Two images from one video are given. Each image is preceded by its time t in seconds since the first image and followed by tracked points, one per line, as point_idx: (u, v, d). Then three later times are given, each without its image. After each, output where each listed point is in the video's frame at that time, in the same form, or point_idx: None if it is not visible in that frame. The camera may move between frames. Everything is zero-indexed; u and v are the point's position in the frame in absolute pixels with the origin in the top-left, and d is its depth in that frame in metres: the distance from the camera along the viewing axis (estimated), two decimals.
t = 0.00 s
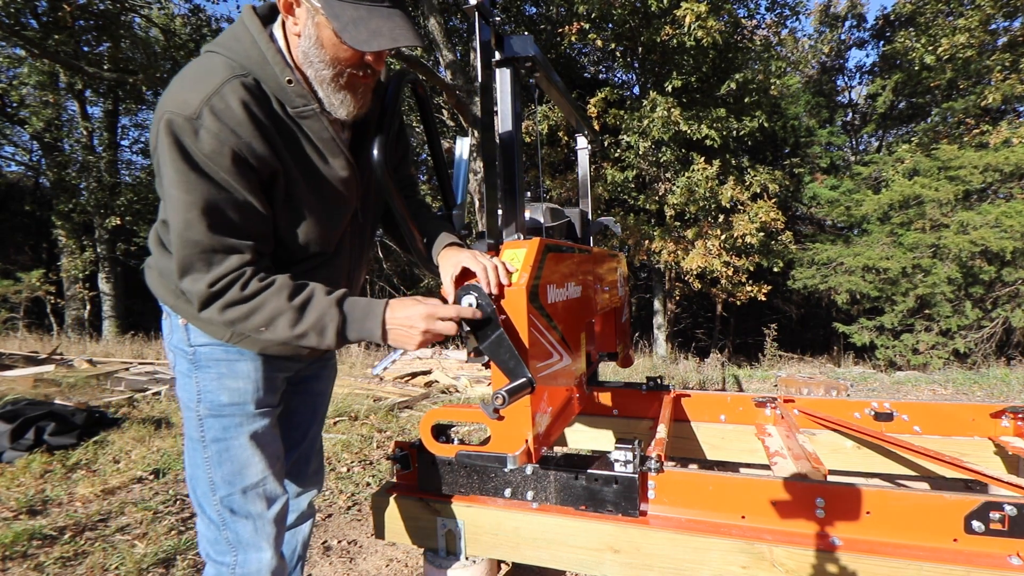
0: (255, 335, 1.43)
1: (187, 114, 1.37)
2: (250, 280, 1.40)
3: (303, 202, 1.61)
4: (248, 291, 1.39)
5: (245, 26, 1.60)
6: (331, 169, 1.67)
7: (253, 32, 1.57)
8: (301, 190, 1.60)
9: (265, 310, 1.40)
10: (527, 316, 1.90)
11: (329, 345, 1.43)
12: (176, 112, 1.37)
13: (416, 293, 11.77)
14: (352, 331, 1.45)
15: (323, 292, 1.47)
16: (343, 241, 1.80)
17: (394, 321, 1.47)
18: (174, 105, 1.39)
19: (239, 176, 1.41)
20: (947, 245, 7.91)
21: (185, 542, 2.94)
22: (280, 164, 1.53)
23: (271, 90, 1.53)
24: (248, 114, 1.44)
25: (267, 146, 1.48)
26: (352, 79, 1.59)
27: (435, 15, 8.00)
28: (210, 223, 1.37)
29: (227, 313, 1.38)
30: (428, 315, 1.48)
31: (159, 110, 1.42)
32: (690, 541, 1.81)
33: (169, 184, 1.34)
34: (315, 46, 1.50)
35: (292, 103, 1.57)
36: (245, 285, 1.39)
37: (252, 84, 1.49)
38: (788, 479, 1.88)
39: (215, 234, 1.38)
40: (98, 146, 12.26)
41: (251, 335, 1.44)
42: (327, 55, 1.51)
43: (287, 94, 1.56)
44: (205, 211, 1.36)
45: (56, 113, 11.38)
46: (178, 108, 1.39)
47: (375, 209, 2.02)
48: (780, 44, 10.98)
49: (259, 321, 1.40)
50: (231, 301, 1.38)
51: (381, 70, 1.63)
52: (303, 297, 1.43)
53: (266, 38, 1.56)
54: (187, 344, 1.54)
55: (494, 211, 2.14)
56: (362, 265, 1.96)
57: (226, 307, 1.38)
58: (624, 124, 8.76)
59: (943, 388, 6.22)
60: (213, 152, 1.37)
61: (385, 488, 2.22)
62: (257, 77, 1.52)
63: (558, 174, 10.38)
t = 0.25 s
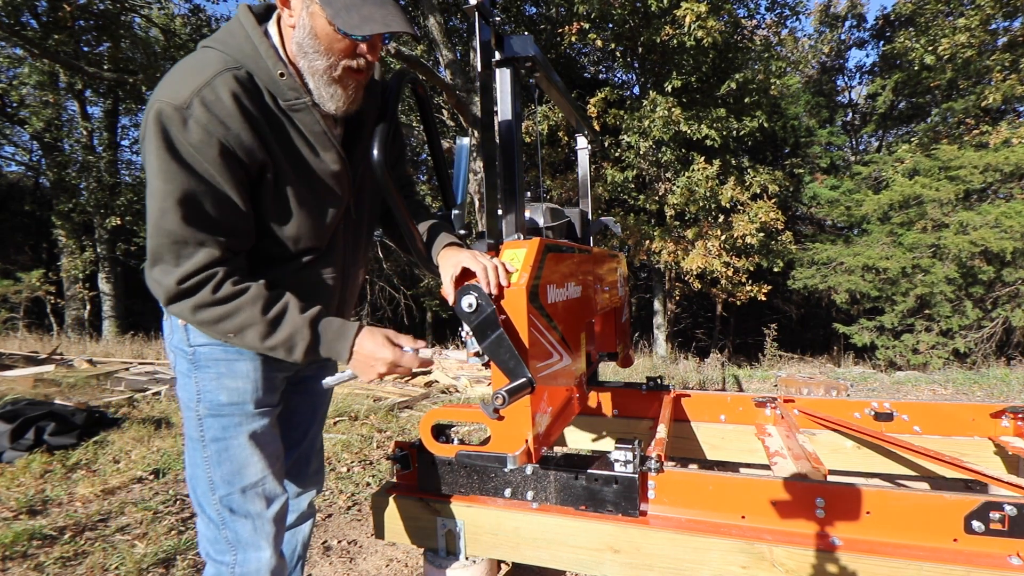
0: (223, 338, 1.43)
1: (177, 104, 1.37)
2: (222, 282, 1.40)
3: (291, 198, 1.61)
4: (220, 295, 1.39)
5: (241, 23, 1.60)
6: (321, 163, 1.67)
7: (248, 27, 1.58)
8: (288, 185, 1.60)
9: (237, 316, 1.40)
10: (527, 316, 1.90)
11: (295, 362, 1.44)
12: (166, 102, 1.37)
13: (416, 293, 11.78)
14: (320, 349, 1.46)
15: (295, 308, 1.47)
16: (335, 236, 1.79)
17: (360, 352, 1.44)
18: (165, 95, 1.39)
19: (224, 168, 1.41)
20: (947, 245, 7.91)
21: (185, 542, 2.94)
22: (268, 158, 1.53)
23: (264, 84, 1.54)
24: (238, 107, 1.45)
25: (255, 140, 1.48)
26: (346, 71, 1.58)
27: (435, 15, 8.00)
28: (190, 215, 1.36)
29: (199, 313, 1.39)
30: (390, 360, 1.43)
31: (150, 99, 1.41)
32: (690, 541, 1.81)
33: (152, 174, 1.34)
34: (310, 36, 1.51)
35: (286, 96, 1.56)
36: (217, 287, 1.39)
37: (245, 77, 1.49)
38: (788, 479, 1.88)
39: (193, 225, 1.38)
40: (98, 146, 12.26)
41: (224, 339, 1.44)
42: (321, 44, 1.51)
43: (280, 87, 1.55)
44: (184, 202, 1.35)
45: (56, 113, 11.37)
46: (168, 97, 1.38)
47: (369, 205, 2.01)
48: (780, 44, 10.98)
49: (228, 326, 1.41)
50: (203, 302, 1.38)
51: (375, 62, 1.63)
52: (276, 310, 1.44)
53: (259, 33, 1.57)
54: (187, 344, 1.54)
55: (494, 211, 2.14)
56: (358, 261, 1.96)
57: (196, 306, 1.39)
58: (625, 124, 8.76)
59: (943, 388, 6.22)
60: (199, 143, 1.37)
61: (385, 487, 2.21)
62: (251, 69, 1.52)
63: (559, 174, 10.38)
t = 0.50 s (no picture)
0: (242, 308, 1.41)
1: (178, 108, 1.37)
2: (229, 258, 1.39)
3: (293, 200, 1.61)
4: (229, 268, 1.37)
5: (239, 26, 1.60)
6: (322, 165, 1.67)
7: (247, 31, 1.58)
8: (289, 186, 1.60)
9: (249, 280, 1.38)
10: (527, 316, 1.90)
11: (321, 296, 1.42)
12: (168, 106, 1.37)
13: (416, 293, 11.78)
14: (339, 277, 1.43)
15: (302, 250, 1.44)
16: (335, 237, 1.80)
17: (376, 258, 1.43)
18: (166, 100, 1.39)
19: (228, 170, 1.41)
20: (947, 245, 7.91)
21: (185, 542, 2.94)
22: (270, 160, 1.53)
23: (264, 87, 1.54)
24: (239, 110, 1.44)
25: (257, 142, 1.48)
26: (347, 77, 1.58)
27: (435, 14, 8.00)
28: (197, 217, 1.36)
29: (214, 296, 1.37)
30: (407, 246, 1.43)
31: (152, 105, 1.42)
32: (690, 541, 1.81)
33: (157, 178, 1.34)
34: (313, 40, 1.51)
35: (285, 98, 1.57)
36: (224, 264, 1.38)
37: (244, 81, 1.49)
38: (788, 479, 1.88)
39: (201, 227, 1.37)
40: (98, 146, 12.25)
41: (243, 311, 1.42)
42: (323, 49, 1.51)
43: (280, 91, 1.56)
44: (192, 206, 1.35)
45: (57, 113, 11.37)
46: (169, 102, 1.39)
47: (368, 205, 2.02)
48: (780, 44, 10.98)
49: (246, 292, 1.38)
50: (215, 283, 1.36)
51: (377, 68, 1.63)
52: (282, 259, 1.41)
53: (259, 36, 1.58)
54: (187, 345, 1.54)
55: (494, 211, 2.12)
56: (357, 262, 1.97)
57: (210, 288, 1.36)
58: (624, 124, 8.76)
59: (943, 388, 6.22)
60: (202, 146, 1.37)
61: (385, 487, 2.21)
62: (252, 74, 1.52)
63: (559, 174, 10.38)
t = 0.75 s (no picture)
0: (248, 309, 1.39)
1: (182, 95, 1.37)
2: (237, 255, 1.37)
3: (296, 190, 1.61)
4: (237, 265, 1.36)
5: (238, 18, 1.61)
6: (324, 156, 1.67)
7: (247, 22, 1.58)
8: (294, 175, 1.59)
9: (259, 280, 1.37)
10: (527, 316, 1.90)
11: (331, 304, 1.42)
12: (171, 93, 1.37)
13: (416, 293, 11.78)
14: (351, 289, 1.45)
15: (314, 256, 1.45)
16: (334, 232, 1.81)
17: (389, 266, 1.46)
18: (169, 88, 1.38)
19: (233, 157, 1.40)
20: (947, 245, 7.91)
21: (185, 542, 2.94)
22: (274, 148, 1.53)
23: (266, 78, 1.54)
24: (242, 97, 1.44)
25: (261, 129, 1.48)
26: (347, 70, 1.59)
27: (435, 14, 8.00)
28: (202, 204, 1.35)
29: (219, 292, 1.35)
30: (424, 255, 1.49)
31: (154, 94, 1.41)
32: (690, 541, 1.81)
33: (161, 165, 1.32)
34: (314, 33, 1.51)
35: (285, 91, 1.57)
36: (232, 260, 1.36)
37: (246, 69, 1.49)
38: (788, 479, 1.88)
39: (206, 214, 1.36)
40: (98, 146, 12.25)
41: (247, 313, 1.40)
42: (324, 42, 1.52)
43: (281, 81, 1.56)
44: (197, 191, 1.34)
45: (57, 113, 11.37)
46: (172, 90, 1.38)
47: (365, 199, 2.03)
48: (780, 44, 10.99)
49: (254, 293, 1.37)
50: (221, 278, 1.34)
51: (377, 62, 1.64)
52: (294, 262, 1.42)
53: (259, 27, 1.58)
54: (185, 345, 1.54)
55: (494, 211, 2.12)
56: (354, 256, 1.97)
57: (216, 286, 1.35)
58: (624, 124, 8.76)
59: (943, 388, 6.22)
60: (207, 131, 1.36)
61: (385, 488, 2.21)
62: (253, 64, 1.53)
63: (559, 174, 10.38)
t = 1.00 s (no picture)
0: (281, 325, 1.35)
1: (188, 101, 1.35)
2: (270, 265, 1.34)
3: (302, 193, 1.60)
4: (266, 278, 1.32)
5: (238, 23, 1.60)
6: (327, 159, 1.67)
7: (246, 27, 1.58)
8: (301, 179, 1.60)
9: (290, 296, 1.32)
10: (527, 316, 1.90)
11: (359, 328, 1.34)
12: (177, 100, 1.35)
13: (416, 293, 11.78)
14: (382, 312, 1.35)
15: (347, 274, 1.38)
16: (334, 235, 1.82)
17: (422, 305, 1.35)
18: (174, 93, 1.36)
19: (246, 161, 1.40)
20: (947, 245, 7.91)
21: (185, 542, 2.94)
22: (281, 152, 1.53)
23: (270, 83, 1.54)
24: (248, 102, 1.44)
25: (267, 134, 1.48)
26: (346, 73, 1.61)
27: (435, 14, 8.00)
28: (224, 210, 1.33)
29: (253, 303, 1.32)
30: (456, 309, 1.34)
31: (157, 101, 1.39)
32: (690, 541, 1.81)
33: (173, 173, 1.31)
34: (314, 38, 1.52)
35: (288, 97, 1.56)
36: (264, 271, 1.33)
37: (249, 76, 1.48)
38: (788, 479, 1.88)
39: (229, 218, 1.34)
40: (98, 146, 12.25)
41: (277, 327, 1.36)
42: (325, 47, 1.52)
43: (284, 87, 1.56)
44: (218, 195, 1.33)
45: (57, 113, 11.37)
46: (177, 96, 1.36)
47: (364, 201, 2.04)
48: (780, 44, 10.99)
49: (284, 308, 1.33)
50: (253, 292, 1.31)
51: (376, 66, 1.66)
52: (326, 280, 1.35)
53: (259, 32, 1.57)
54: (181, 347, 1.54)
55: (493, 211, 2.13)
56: (354, 257, 1.98)
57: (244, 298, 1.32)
58: (624, 123, 8.77)
59: (943, 388, 6.22)
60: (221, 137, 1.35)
61: (385, 488, 2.20)
62: (255, 70, 1.52)
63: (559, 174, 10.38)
